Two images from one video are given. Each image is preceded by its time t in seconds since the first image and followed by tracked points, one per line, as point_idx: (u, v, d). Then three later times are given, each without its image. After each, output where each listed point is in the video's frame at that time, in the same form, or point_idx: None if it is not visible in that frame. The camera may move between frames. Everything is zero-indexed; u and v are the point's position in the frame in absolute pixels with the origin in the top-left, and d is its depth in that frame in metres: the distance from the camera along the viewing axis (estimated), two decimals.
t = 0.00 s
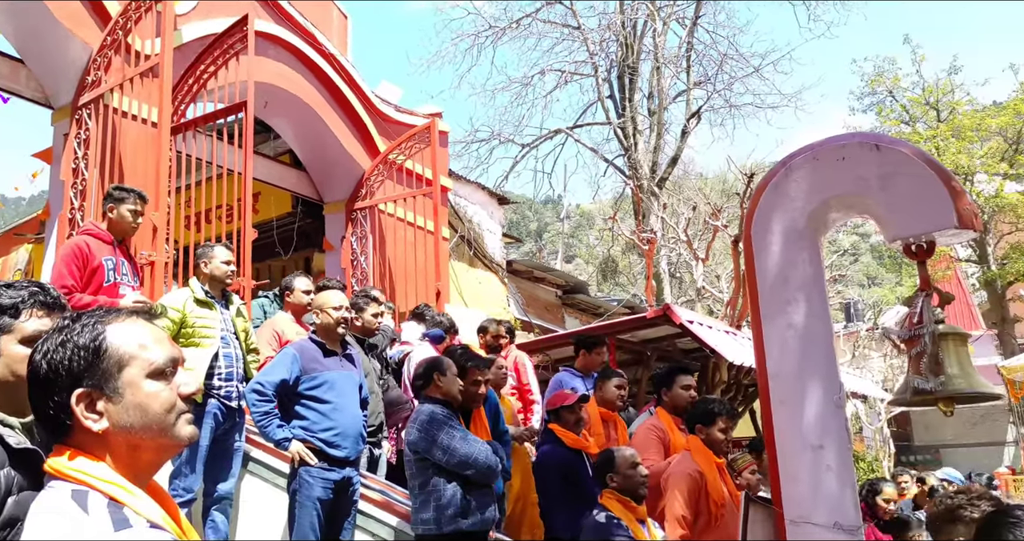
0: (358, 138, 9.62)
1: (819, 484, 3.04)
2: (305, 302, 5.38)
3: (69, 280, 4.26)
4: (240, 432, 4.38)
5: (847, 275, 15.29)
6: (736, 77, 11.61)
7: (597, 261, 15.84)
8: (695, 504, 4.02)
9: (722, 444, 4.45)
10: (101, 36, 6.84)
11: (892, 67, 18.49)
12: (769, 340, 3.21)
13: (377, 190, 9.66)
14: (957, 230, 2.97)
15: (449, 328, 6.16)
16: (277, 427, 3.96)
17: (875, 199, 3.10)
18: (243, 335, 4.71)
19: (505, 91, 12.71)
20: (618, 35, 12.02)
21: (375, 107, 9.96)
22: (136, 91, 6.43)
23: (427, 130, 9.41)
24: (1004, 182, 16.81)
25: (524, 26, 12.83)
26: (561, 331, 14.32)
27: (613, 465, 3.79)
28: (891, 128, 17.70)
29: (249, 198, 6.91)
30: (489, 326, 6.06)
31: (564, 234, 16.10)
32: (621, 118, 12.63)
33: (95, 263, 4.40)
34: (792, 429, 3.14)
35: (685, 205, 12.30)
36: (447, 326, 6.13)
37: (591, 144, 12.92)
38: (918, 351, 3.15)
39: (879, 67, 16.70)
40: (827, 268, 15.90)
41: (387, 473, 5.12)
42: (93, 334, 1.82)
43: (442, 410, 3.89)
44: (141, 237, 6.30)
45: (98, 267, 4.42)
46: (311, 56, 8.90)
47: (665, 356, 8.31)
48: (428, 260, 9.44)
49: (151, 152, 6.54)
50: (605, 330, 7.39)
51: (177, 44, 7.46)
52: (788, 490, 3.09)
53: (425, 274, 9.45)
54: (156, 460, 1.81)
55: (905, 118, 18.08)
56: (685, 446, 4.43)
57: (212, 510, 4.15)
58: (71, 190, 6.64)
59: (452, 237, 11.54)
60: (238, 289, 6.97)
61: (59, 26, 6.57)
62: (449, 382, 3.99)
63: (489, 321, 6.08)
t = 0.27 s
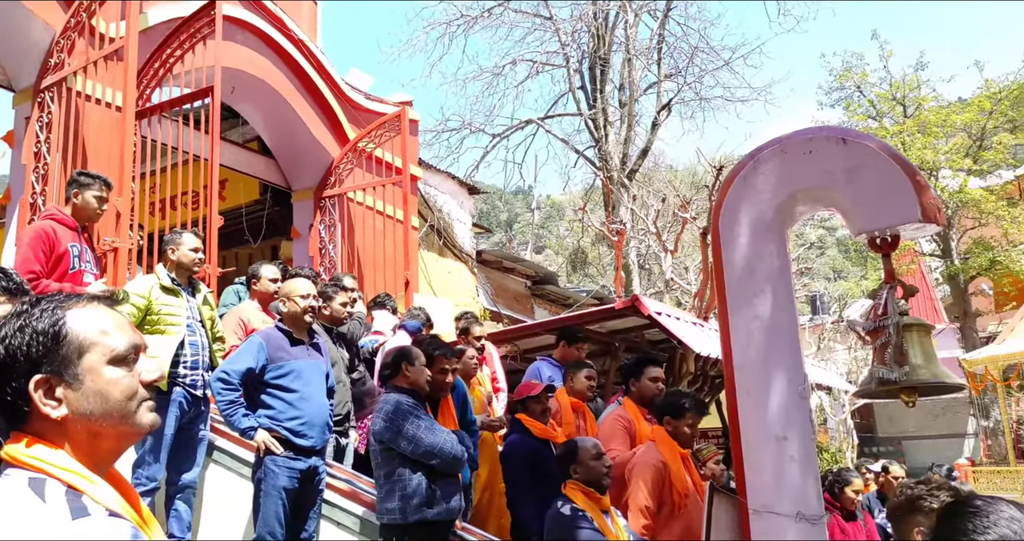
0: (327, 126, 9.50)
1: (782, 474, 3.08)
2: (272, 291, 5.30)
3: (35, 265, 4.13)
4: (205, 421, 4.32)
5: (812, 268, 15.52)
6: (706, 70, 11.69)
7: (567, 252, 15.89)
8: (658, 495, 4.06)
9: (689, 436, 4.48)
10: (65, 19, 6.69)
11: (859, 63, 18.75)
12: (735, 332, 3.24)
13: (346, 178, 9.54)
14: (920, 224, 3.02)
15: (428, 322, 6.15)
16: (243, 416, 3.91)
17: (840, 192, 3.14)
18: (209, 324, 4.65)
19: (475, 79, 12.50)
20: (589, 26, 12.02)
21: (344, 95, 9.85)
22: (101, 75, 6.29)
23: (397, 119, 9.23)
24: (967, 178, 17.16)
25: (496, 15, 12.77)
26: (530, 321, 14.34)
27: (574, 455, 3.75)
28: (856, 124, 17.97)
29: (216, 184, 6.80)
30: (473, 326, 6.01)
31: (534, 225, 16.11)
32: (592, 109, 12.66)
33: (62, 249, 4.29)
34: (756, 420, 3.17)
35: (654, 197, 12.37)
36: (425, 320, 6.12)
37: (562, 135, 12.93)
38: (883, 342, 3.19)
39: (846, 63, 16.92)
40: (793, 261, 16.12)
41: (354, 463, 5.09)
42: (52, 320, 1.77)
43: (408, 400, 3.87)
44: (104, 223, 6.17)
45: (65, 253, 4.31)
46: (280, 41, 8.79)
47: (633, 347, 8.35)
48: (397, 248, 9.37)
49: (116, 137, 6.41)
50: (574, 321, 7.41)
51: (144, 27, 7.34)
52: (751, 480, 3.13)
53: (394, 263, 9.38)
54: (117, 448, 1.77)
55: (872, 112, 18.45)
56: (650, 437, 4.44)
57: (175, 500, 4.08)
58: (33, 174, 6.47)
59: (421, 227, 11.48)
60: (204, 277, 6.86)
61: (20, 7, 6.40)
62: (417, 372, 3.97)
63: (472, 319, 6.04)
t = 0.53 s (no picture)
0: (295, 112, 9.38)
1: (742, 463, 3.14)
2: (237, 278, 5.22)
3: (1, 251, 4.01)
4: (169, 410, 4.27)
5: (776, 261, 15.75)
6: (674, 64, 11.77)
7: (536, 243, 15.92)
8: (620, 484, 4.11)
9: (653, 426, 4.53)
10: None
11: (825, 59, 19.03)
12: (699, 322, 3.28)
13: (315, 165, 9.44)
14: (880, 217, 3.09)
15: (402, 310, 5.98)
16: (206, 405, 3.86)
17: (802, 186, 3.19)
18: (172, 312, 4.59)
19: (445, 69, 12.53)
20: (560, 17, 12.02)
21: (313, 82, 9.75)
22: (63, 57, 6.16)
23: (366, 106, 9.15)
24: (926, 174, 17.54)
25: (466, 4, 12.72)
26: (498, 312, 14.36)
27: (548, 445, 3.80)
28: (820, 119, 18.24)
29: (181, 170, 6.69)
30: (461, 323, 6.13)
31: (503, 215, 16.12)
32: (562, 101, 12.68)
33: (27, 234, 4.18)
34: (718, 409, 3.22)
35: (622, 189, 12.43)
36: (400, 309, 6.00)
37: (532, 126, 12.94)
38: (841, 336, 3.24)
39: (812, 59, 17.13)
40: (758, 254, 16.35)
41: (319, 452, 5.07)
42: (5, 304, 1.73)
43: (374, 388, 3.87)
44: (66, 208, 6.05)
45: (30, 239, 4.21)
46: (248, 26, 8.68)
47: (599, 337, 8.40)
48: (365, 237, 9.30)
49: (78, 120, 6.28)
50: (542, 310, 7.43)
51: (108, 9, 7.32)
52: (712, 468, 3.18)
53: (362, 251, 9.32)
54: (75, 436, 1.74)
55: (836, 108, 18.70)
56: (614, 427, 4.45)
57: (137, 490, 4.03)
58: None
59: (390, 216, 11.41)
60: (169, 264, 6.77)
61: None
62: (383, 361, 3.96)
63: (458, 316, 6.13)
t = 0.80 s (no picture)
0: (263, 98, 9.27)
1: (703, 452, 3.20)
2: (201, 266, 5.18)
3: None
4: (129, 399, 4.23)
5: (741, 253, 15.98)
6: (642, 57, 11.85)
7: (504, 233, 15.95)
8: (584, 472, 4.15)
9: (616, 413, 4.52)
10: None
11: (789, 55, 19.31)
12: (662, 313, 3.33)
13: (282, 152, 9.33)
14: (839, 212, 3.15)
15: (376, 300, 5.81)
16: (169, 393, 3.83)
17: (764, 180, 3.24)
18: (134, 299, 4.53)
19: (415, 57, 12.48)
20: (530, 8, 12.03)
21: (281, 68, 9.64)
22: (22, 38, 6.03)
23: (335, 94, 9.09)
24: (886, 169, 17.92)
25: None
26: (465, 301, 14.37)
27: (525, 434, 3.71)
28: (785, 114, 18.51)
29: (145, 155, 6.59)
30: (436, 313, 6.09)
31: (472, 206, 16.12)
32: (532, 92, 12.70)
33: None
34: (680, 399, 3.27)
35: (590, 181, 12.50)
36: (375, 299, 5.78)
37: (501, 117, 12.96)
38: (799, 330, 3.32)
39: (778, 54, 17.36)
40: (723, 246, 16.56)
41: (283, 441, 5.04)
42: None
43: (338, 377, 3.88)
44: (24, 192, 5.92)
45: None
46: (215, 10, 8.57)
47: (565, 327, 8.45)
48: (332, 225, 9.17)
49: (38, 102, 6.16)
50: (508, 300, 7.45)
51: None
52: (674, 457, 3.24)
53: (329, 239, 9.20)
54: (32, 423, 1.74)
55: (799, 103, 18.94)
56: (580, 417, 4.47)
57: (97, 479, 3.99)
58: None
59: (358, 204, 11.34)
60: (131, 251, 6.67)
61: None
62: (349, 350, 3.96)
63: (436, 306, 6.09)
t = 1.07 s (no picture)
0: (228, 84, 9.13)
1: (665, 439, 3.26)
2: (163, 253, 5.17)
3: None
4: (88, 387, 4.19)
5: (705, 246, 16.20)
6: (611, 50, 11.91)
7: (472, 224, 15.97)
8: (549, 460, 4.21)
9: (579, 400, 4.54)
10: None
11: (755, 51, 19.54)
12: (627, 303, 3.39)
13: (247, 139, 9.20)
14: (799, 206, 3.23)
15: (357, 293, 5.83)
16: (129, 381, 3.79)
17: (727, 173, 3.31)
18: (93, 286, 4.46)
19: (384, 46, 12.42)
20: None
21: (247, 54, 9.52)
22: None
23: (302, 81, 9.03)
24: (846, 165, 18.29)
25: None
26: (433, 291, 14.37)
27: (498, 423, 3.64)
28: (750, 110, 18.77)
29: (106, 139, 6.48)
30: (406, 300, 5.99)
31: (440, 196, 16.11)
32: (501, 83, 12.71)
33: None
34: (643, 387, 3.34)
35: (557, 172, 12.55)
36: (354, 292, 5.75)
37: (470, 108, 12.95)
38: (761, 320, 3.36)
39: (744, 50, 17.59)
40: (688, 239, 16.78)
41: (247, 429, 5.01)
42: None
43: (303, 366, 3.88)
44: None
45: None
46: None
47: (531, 317, 8.50)
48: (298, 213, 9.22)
49: None
50: (475, 290, 7.47)
51: None
52: (636, 444, 3.30)
53: (295, 226, 9.23)
54: None
55: (763, 100, 19.19)
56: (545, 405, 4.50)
57: (53, 468, 3.92)
58: None
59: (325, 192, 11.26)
60: (91, 237, 6.56)
61: None
62: (313, 338, 3.97)
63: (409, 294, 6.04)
